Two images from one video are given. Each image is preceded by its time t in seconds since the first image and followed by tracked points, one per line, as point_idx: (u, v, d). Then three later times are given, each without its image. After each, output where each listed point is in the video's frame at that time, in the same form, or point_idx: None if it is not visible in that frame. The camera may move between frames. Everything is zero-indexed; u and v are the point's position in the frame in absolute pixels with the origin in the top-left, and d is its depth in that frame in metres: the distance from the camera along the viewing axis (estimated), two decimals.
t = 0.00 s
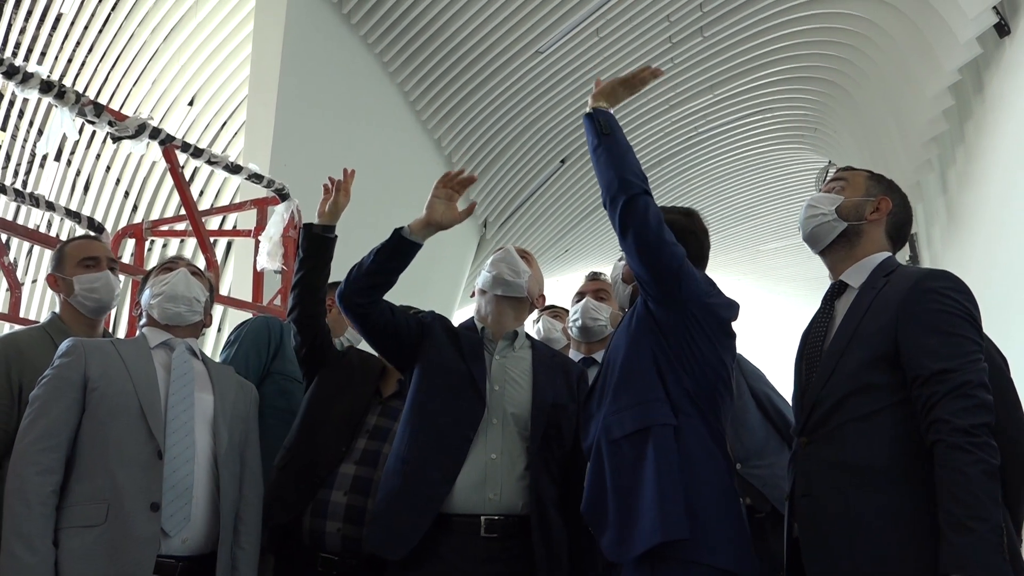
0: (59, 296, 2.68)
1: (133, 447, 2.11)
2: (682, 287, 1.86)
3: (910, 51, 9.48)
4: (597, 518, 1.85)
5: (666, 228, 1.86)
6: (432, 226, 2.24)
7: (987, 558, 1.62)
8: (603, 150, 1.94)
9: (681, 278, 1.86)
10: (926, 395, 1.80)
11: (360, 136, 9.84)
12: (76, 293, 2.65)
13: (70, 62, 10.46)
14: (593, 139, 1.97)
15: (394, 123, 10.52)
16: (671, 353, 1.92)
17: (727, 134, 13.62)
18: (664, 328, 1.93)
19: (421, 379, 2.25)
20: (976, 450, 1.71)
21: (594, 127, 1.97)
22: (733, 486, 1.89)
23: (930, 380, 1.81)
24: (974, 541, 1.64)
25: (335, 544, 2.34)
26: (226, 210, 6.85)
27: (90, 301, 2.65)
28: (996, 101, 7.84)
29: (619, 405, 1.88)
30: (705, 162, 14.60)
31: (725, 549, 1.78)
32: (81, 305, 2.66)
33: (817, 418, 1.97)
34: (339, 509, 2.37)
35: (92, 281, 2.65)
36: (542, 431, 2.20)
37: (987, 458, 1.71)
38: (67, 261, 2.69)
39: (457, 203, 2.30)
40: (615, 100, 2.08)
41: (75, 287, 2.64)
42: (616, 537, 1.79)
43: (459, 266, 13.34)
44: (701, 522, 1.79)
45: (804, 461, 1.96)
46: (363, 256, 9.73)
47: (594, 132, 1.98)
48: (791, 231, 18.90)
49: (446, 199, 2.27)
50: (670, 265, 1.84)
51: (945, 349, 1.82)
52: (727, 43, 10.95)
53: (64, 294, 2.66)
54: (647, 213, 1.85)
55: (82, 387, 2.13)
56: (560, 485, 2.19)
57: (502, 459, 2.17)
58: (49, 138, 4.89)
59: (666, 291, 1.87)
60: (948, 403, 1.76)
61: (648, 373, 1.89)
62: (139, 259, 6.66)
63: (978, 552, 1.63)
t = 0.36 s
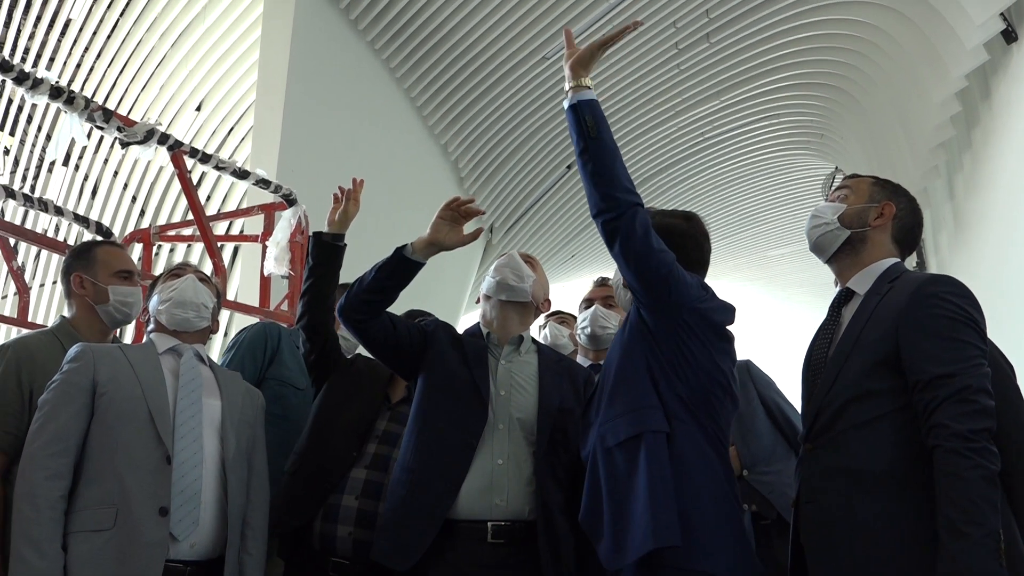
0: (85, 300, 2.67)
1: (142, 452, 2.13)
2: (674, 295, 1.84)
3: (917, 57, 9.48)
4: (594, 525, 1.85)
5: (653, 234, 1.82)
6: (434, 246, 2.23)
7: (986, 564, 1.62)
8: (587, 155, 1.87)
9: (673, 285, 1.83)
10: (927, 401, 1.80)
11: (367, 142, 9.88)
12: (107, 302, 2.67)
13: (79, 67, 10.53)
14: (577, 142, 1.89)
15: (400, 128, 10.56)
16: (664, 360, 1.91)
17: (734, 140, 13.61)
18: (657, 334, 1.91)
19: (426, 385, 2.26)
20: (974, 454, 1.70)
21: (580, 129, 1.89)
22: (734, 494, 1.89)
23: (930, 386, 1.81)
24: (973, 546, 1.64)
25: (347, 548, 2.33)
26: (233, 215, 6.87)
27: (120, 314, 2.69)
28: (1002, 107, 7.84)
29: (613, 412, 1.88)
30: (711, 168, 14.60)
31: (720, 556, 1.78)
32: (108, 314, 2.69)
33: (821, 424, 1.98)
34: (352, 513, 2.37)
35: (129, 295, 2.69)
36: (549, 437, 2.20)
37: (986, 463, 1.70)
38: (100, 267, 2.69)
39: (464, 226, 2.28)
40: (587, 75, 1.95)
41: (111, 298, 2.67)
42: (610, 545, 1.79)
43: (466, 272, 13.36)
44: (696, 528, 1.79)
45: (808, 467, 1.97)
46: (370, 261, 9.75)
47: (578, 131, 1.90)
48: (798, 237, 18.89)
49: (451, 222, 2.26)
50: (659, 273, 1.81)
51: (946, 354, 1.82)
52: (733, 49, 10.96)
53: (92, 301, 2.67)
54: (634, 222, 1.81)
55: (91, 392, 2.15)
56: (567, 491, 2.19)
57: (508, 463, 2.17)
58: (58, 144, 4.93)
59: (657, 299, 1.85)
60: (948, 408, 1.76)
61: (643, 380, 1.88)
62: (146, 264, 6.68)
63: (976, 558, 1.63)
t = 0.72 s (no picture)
0: (103, 300, 2.67)
1: (150, 451, 2.14)
2: (674, 298, 1.84)
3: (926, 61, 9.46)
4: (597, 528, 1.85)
5: (651, 237, 1.82)
6: (442, 246, 2.24)
7: (997, 567, 1.62)
8: (584, 161, 1.87)
9: (672, 289, 1.83)
10: (937, 403, 1.80)
11: (373, 143, 9.90)
12: (127, 306, 2.70)
13: (87, 68, 10.58)
14: (573, 149, 1.89)
15: (406, 129, 10.57)
16: (666, 364, 1.90)
17: (740, 143, 13.60)
18: (658, 338, 1.91)
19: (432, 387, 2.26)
20: (985, 457, 1.70)
21: (575, 136, 1.89)
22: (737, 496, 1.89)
23: (940, 389, 1.81)
24: (983, 549, 1.64)
25: (358, 548, 2.32)
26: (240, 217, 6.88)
27: (136, 319, 2.72)
28: (1009, 111, 7.83)
29: (615, 417, 1.88)
30: (716, 172, 14.60)
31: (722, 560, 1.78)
32: (123, 318, 2.71)
33: (829, 427, 1.98)
34: (361, 513, 2.36)
35: (149, 302, 2.72)
36: (556, 440, 2.21)
37: (997, 466, 1.70)
38: (122, 270, 2.70)
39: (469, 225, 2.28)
40: (580, 78, 1.96)
41: (132, 303, 2.69)
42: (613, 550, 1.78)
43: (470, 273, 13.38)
44: (699, 533, 1.79)
45: (815, 469, 1.97)
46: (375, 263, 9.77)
47: (573, 137, 1.90)
48: (803, 241, 18.87)
49: (458, 222, 2.25)
50: (658, 277, 1.81)
51: (955, 357, 1.82)
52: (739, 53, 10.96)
53: (110, 302, 2.68)
54: (632, 227, 1.80)
55: (99, 393, 2.15)
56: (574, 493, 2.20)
57: (513, 465, 2.18)
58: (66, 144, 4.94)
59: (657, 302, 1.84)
60: (958, 409, 1.76)
61: (645, 384, 1.88)
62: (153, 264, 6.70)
63: (986, 562, 1.63)
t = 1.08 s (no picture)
0: (108, 298, 2.67)
1: (155, 449, 2.14)
2: (679, 298, 1.84)
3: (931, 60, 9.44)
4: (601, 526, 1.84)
5: (657, 236, 1.82)
6: (448, 242, 2.23)
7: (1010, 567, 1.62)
8: (589, 160, 1.86)
9: (678, 287, 1.83)
10: (949, 403, 1.80)
11: (376, 142, 9.89)
12: (132, 304, 2.70)
13: (90, 65, 10.59)
14: (578, 148, 1.89)
15: (410, 128, 10.57)
16: (671, 363, 1.90)
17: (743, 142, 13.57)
18: (663, 337, 1.91)
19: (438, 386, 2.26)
20: (998, 457, 1.70)
21: (580, 134, 1.89)
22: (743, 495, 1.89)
23: (952, 389, 1.81)
24: (996, 550, 1.64)
25: (367, 545, 2.33)
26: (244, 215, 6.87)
27: (140, 318, 2.72)
28: (1013, 110, 7.81)
29: (620, 415, 1.87)
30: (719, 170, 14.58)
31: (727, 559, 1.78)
32: (128, 316, 2.70)
33: (837, 426, 1.97)
34: (370, 509, 2.37)
35: (154, 301, 2.72)
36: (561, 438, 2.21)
37: (1010, 466, 1.70)
38: (127, 268, 2.71)
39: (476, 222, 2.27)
40: (586, 76, 1.95)
41: (138, 301, 2.69)
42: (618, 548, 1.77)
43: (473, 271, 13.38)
44: (704, 533, 1.79)
45: (822, 468, 1.97)
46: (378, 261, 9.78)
47: (578, 136, 1.90)
48: (806, 240, 18.85)
49: (463, 218, 2.25)
50: (664, 276, 1.81)
51: (965, 357, 1.82)
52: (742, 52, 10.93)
53: (115, 301, 2.68)
54: (638, 226, 1.80)
55: (104, 391, 2.15)
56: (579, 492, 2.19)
57: (518, 464, 2.17)
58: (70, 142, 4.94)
59: (664, 301, 1.84)
60: (971, 410, 1.76)
61: (651, 382, 1.88)
62: (157, 262, 6.70)
63: (1000, 563, 1.62)
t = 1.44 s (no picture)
0: (113, 298, 2.67)
1: (156, 450, 2.13)
2: (686, 297, 1.82)
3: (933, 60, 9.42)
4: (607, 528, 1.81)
5: (665, 235, 1.81)
6: (445, 191, 2.23)
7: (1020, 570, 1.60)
8: (596, 161, 1.86)
9: (686, 287, 1.81)
10: (959, 406, 1.78)
11: (377, 142, 9.88)
12: (137, 304, 2.69)
13: (92, 66, 10.60)
14: (585, 150, 1.88)
15: (411, 128, 10.56)
16: (677, 363, 1.89)
17: (745, 142, 13.55)
18: (669, 338, 1.89)
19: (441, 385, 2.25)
20: (1009, 461, 1.69)
21: (586, 136, 1.89)
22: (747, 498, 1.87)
23: (961, 392, 1.79)
24: (1007, 553, 1.62)
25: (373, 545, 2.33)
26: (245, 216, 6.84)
27: (146, 317, 2.72)
28: (1015, 111, 7.80)
29: (627, 416, 1.85)
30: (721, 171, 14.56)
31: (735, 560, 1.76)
32: (133, 315, 2.71)
33: (843, 428, 1.96)
34: (376, 510, 2.36)
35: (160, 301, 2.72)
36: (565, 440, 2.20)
37: (1020, 469, 1.69)
38: (132, 268, 2.70)
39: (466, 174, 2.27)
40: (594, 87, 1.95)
41: (143, 301, 2.69)
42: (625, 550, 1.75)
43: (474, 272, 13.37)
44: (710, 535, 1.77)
45: (829, 470, 1.95)
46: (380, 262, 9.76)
47: (585, 140, 1.89)
48: (808, 241, 18.82)
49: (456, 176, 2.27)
50: (672, 275, 1.79)
51: (973, 360, 1.81)
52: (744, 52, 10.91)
53: (121, 301, 2.67)
54: (646, 227, 1.79)
55: (104, 393, 2.14)
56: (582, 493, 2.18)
57: (521, 464, 2.16)
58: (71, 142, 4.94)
59: (672, 301, 1.82)
60: (980, 413, 1.74)
61: (657, 384, 1.86)
62: (158, 262, 6.69)
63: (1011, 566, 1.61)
